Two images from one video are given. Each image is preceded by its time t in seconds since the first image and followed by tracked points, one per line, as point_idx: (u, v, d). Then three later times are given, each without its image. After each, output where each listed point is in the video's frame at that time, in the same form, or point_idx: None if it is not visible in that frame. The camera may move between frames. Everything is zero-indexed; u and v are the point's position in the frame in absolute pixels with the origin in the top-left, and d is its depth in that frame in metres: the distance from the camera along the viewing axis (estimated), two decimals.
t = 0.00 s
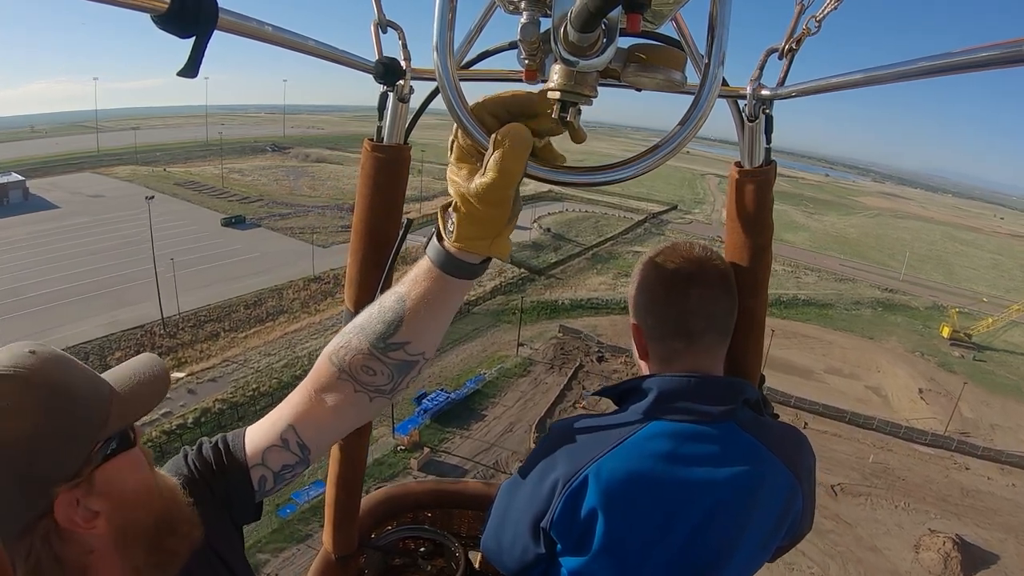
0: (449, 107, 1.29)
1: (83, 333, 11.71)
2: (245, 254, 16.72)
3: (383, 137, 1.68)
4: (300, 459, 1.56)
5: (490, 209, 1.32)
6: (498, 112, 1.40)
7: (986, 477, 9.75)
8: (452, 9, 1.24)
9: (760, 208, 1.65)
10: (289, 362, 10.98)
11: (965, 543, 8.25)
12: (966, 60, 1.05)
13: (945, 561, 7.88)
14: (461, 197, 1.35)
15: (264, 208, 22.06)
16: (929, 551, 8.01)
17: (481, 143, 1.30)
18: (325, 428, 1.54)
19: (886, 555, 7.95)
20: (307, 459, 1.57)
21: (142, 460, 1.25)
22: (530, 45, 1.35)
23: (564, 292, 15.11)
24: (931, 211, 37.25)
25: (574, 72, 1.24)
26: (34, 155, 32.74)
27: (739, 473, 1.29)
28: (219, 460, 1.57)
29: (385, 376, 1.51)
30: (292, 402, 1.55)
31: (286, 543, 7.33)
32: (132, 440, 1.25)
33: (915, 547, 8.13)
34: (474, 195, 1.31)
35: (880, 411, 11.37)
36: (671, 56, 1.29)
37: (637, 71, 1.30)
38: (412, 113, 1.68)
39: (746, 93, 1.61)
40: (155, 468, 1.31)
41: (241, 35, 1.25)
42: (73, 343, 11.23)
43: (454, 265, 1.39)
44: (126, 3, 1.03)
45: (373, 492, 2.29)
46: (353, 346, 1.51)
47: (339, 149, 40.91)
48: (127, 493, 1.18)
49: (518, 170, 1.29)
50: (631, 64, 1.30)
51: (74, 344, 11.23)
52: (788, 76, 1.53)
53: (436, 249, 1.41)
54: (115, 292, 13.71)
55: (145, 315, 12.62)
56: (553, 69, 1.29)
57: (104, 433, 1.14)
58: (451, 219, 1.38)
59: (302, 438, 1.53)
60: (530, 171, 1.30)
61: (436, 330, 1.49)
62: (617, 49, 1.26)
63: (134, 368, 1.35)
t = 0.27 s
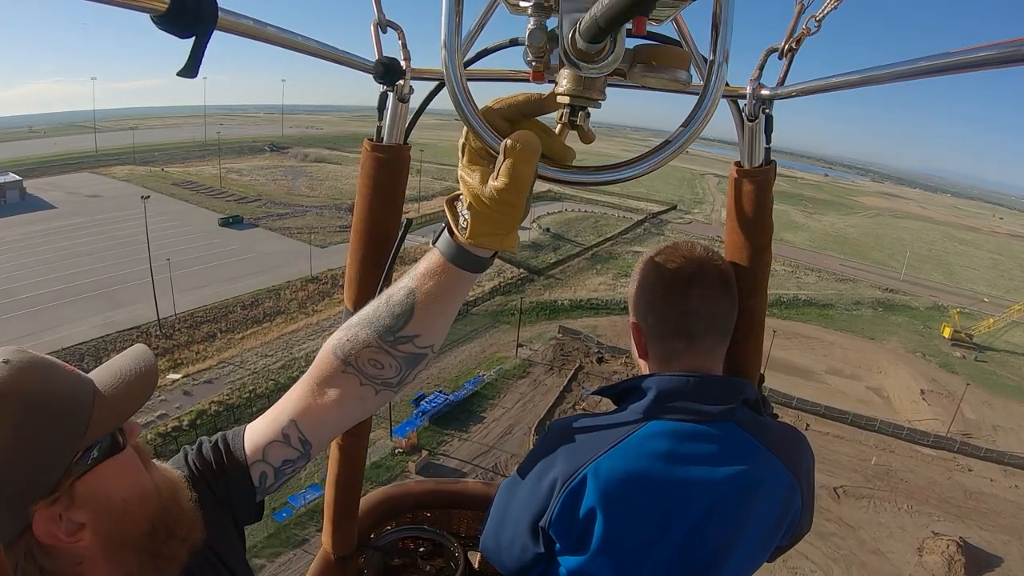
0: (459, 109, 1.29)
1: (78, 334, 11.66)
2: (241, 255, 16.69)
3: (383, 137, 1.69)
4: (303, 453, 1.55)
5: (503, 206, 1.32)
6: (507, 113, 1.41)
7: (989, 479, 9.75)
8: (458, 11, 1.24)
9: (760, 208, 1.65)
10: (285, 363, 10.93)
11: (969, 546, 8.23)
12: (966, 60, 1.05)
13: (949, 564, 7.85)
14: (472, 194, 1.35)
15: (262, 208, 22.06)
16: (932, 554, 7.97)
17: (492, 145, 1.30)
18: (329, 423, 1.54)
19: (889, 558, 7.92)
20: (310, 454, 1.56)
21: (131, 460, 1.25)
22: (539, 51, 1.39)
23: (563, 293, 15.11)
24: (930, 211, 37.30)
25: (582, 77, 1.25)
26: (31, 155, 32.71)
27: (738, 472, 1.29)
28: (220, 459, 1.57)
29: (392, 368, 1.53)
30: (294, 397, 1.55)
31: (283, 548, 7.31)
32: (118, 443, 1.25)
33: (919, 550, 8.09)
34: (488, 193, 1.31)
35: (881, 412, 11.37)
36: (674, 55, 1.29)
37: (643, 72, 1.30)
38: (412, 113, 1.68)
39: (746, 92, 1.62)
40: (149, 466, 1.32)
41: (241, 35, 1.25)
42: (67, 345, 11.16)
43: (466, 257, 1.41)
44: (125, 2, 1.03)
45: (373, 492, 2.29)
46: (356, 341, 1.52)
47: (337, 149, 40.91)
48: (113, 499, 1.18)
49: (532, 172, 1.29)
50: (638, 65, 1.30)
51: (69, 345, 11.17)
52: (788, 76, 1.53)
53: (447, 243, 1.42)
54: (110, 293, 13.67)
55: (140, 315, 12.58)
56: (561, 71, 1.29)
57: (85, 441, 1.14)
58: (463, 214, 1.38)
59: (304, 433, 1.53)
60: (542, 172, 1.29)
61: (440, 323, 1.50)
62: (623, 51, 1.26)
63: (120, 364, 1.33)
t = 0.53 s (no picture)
0: (459, 110, 1.29)
1: (72, 335, 11.60)
2: (237, 255, 16.67)
3: (383, 137, 1.69)
4: (311, 451, 1.56)
5: (505, 205, 1.31)
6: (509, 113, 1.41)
7: (993, 482, 9.72)
8: (458, 9, 1.24)
9: (759, 208, 1.66)
10: (281, 365, 10.88)
11: (975, 550, 8.19)
12: (967, 59, 1.05)
13: (955, 568, 7.82)
14: (474, 194, 1.35)
15: (259, 208, 22.04)
16: (938, 559, 7.92)
17: (493, 145, 1.30)
18: (335, 421, 1.54)
19: (894, 562, 7.88)
20: (318, 452, 1.56)
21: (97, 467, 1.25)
22: (539, 50, 1.39)
23: (563, 294, 15.10)
24: (929, 212, 37.32)
25: (583, 78, 1.24)
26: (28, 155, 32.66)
27: (739, 470, 1.29)
28: (227, 457, 1.56)
29: (399, 366, 1.53)
30: (301, 396, 1.55)
31: (276, 556, 7.17)
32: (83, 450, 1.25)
33: (924, 554, 8.05)
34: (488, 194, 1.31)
35: (884, 413, 11.35)
36: (675, 55, 1.29)
37: (643, 72, 1.30)
38: (412, 113, 1.69)
39: (746, 92, 1.62)
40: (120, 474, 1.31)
41: (240, 34, 1.24)
42: (60, 346, 11.10)
43: (468, 257, 1.41)
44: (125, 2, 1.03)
45: (373, 492, 2.29)
46: (364, 339, 1.52)
47: (335, 149, 40.89)
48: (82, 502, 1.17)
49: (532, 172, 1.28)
50: (638, 66, 1.30)
51: (62, 346, 11.11)
52: (788, 76, 1.54)
53: (448, 242, 1.42)
54: (104, 294, 13.64)
55: (134, 317, 12.53)
56: (560, 72, 1.30)
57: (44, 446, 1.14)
58: (464, 214, 1.38)
59: (312, 430, 1.53)
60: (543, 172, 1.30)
61: (445, 321, 1.51)
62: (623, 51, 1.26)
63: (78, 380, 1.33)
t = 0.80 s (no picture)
0: (459, 110, 1.29)
1: (66, 336, 11.57)
2: (233, 256, 16.66)
3: (383, 137, 1.69)
4: (308, 452, 1.55)
5: (505, 206, 1.31)
6: (509, 114, 1.41)
7: (997, 484, 9.70)
8: (458, 9, 1.24)
9: (759, 208, 1.66)
10: (277, 367, 10.85)
11: (980, 553, 8.15)
12: (966, 59, 1.05)
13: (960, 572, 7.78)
14: (471, 194, 1.36)
15: (255, 208, 22.05)
16: (944, 564, 7.87)
17: (492, 145, 1.30)
18: (334, 423, 1.54)
19: (899, 566, 7.84)
20: (315, 453, 1.56)
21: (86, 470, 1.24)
22: (538, 51, 1.39)
23: (562, 294, 15.11)
24: (929, 212, 37.33)
25: (583, 78, 1.25)
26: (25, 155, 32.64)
27: (739, 472, 1.29)
28: (226, 458, 1.57)
29: (396, 368, 1.53)
30: (299, 397, 1.54)
31: (271, 562, 7.06)
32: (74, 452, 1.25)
33: (929, 559, 8.01)
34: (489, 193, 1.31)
35: (886, 415, 11.34)
36: (675, 56, 1.29)
37: (644, 72, 1.30)
38: (412, 113, 1.68)
39: (746, 93, 1.62)
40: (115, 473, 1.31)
41: (239, 34, 1.24)
42: (54, 348, 11.06)
43: (468, 257, 1.41)
44: (125, 2, 1.03)
45: (372, 492, 2.28)
46: (361, 340, 1.52)
47: (334, 149, 40.88)
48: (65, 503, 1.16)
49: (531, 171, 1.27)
50: (638, 66, 1.29)
51: (56, 348, 11.07)
52: (788, 76, 1.54)
53: (448, 242, 1.43)
54: (99, 295, 13.61)
55: (129, 318, 12.49)
56: (561, 74, 1.30)
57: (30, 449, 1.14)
58: (464, 214, 1.38)
59: (309, 431, 1.52)
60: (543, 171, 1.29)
61: (443, 323, 1.51)
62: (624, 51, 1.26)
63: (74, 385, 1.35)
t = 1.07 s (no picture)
0: (459, 111, 1.29)
1: (60, 337, 11.55)
2: (228, 256, 16.68)
3: (384, 137, 1.69)
4: (307, 453, 1.55)
5: (505, 207, 1.31)
6: (510, 116, 1.41)
7: (1001, 486, 9.66)
8: (459, 9, 1.24)
9: (759, 208, 1.66)
10: (272, 369, 10.82)
11: (986, 557, 8.10)
12: (967, 59, 1.05)
13: None
14: (471, 194, 1.36)
15: (252, 208, 22.07)
16: (949, 568, 7.81)
17: (491, 147, 1.30)
18: (332, 423, 1.53)
19: (904, 570, 7.79)
20: (314, 454, 1.55)
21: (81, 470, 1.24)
22: (538, 52, 1.39)
23: (562, 295, 15.11)
24: (929, 211, 37.37)
25: (583, 78, 1.25)
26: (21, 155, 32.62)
27: (739, 474, 1.29)
28: (225, 459, 1.57)
29: (396, 368, 1.53)
30: (298, 397, 1.54)
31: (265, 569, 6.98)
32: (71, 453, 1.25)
33: (934, 562, 7.96)
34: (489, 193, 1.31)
35: (888, 416, 11.32)
36: (676, 56, 1.29)
37: (644, 73, 1.30)
38: (412, 114, 1.68)
39: (747, 93, 1.62)
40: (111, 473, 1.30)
41: (238, 34, 1.24)
42: (48, 349, 11.03)
43: (467, 258, 1.41)
44: (125, 3, 1.03)
45: (373, 492, 2.28)
46: (361, 340, 1.52)
47: (332, 148, 40.91)
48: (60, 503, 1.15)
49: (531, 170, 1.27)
50: (638, 66, 1.30)
51: (50, 349, 11.05)
52: (788, 77, 1.54)
53: (448, 242, 1.42)
54: (93, 296, 13.60)
55: (123, 319, 12.47)
56: (562, 74, 1.30)
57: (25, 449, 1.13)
58: (464, 215, 1.38)
59: (308, 432, 1.52)
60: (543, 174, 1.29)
61: (442, 324, 1.50)
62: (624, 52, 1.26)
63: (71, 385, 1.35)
